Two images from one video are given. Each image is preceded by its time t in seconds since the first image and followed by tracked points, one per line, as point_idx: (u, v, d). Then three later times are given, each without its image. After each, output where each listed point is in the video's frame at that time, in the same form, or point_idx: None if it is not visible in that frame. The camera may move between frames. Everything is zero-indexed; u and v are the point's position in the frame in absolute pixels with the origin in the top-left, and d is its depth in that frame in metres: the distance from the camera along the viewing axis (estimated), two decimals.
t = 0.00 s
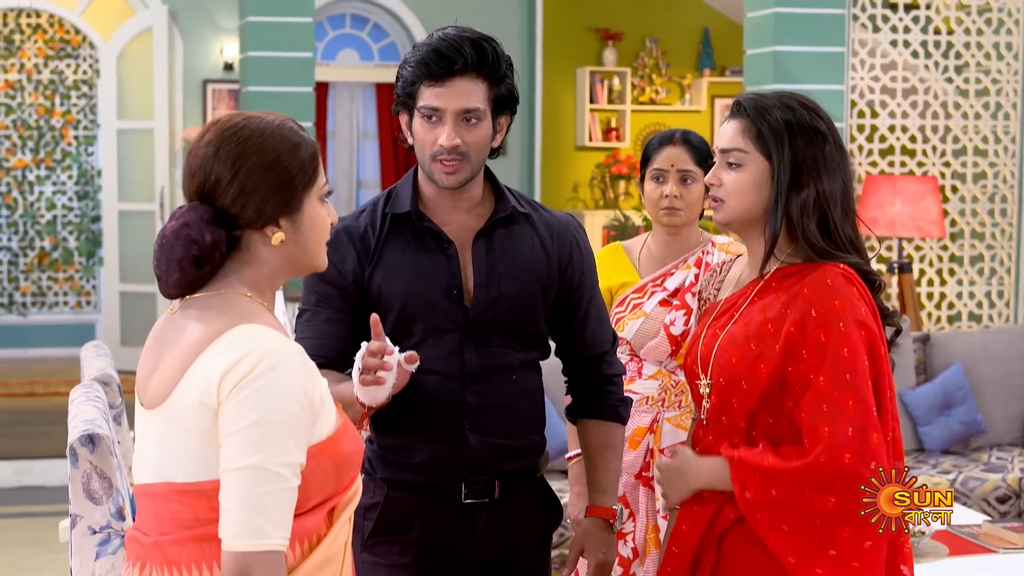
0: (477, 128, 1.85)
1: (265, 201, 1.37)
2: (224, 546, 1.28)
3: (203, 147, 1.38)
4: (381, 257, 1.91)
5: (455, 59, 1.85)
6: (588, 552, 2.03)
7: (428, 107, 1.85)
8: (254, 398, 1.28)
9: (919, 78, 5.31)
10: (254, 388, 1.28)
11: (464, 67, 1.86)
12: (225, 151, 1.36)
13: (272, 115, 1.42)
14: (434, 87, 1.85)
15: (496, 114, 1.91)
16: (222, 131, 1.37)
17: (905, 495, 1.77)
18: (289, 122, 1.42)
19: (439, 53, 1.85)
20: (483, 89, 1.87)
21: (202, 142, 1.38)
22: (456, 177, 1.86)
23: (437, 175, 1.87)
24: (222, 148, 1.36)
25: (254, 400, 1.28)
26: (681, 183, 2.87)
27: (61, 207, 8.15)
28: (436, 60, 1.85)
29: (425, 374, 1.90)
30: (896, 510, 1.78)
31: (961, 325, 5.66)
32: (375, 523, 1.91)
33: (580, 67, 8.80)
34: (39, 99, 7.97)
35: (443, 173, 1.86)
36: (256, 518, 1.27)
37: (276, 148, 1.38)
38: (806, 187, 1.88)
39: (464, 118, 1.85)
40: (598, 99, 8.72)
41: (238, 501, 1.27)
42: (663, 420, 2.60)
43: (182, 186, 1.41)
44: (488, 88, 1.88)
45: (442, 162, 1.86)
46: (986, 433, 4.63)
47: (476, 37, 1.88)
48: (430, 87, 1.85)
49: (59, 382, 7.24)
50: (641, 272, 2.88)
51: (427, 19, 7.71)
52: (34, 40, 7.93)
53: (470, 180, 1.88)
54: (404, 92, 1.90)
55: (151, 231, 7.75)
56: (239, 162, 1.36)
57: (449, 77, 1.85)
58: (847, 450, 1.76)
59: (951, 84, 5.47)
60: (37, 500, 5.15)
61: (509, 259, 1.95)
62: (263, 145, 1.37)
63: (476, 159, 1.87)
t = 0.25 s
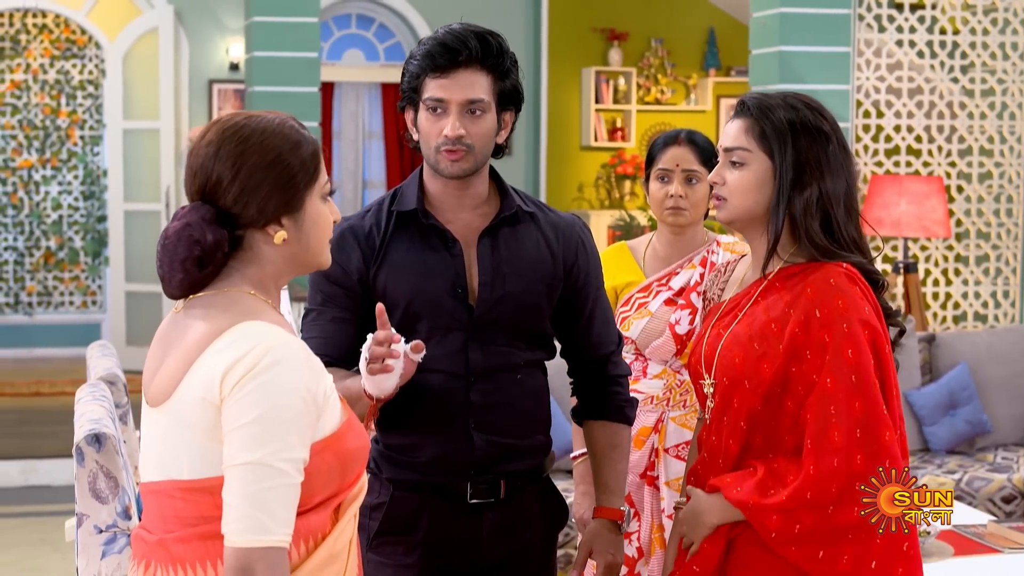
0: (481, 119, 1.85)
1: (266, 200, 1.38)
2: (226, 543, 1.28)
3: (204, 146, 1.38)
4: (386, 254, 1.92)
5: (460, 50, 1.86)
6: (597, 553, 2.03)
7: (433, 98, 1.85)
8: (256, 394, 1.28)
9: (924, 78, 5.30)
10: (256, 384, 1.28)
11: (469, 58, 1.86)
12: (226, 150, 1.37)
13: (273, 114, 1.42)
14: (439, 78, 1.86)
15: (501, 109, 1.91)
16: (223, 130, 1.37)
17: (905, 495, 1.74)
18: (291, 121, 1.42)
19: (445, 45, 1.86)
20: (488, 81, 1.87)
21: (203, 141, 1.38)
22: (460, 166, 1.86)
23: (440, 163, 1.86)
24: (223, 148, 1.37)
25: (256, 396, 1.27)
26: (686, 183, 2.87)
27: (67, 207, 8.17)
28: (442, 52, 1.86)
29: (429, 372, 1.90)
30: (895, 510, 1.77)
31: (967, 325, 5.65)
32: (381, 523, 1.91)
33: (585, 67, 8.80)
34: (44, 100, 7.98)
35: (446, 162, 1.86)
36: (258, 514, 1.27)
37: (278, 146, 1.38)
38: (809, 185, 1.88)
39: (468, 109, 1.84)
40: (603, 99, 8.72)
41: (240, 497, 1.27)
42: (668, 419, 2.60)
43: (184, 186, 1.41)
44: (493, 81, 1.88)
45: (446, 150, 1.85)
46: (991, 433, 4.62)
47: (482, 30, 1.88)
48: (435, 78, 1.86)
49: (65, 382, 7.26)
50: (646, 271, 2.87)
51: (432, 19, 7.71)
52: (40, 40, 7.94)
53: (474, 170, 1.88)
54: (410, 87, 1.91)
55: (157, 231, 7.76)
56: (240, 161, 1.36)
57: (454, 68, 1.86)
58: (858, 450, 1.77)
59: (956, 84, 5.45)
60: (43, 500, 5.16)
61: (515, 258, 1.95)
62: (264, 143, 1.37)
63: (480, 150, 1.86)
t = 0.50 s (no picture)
0: (485, 115, 1.85)
1: (271, 200, 1.37)
2: (229, 542, 1.27)
3: (210, 146, 1.38)
4: (388, 253, 1.92)
5: (465, 46, 1.86)
6: (596, 555, 2.03)
7: (437, 93, 1.85)
8: (260, 393, 1.27)
9: (927, 77, 5.30)
10: (259, 383, 1.28)
11: (473, 54, 1.87)
12: (231, 150, 1.37)
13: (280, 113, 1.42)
14: (443, 73, 1.86)
15: (505, 106, 1.91)
16: (229, 130, 1.37)
17: (905, 495, 1.73)
18: (298, 121, 1.42)
19: (450, 41, 1.86)
20: (492, 78, 1.87)
21: (209, 141, 1.38)
22: (462, 162, 1.86)
23: (443, 160, 1.86)
24: (229, 148, 1.37)
25: (260, 395, 1.27)
26: (688, 182, 2.87)
27: (71, 207, 8.17)
28: (448, 47, 1.86)
29: (430, 372, 1.90)
30: (895, 511, 1.76)
31: (970, 325, 5.64)
32: (383, 523, 1.91)
33: (588, 67, 8.80)
34: (48, 100, 7.99)
35: (449, 157, 1.86)
36: (260, 514, 1.27)
37: (283, 146, 1.38)
38: (809, 185, 1.87)
39: (472, 104, 1.85)
40: (607, 99, 8.72)
41: (244, 496, 1.26)
42: (671, 418, 2.60)
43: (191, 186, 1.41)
44: (497, 78, 1.89)
45: (449, 146, 1.85)
46: (994, 433, 4.61)
47: (487, 27, 1.89)
48: (440, 73, 1.86)
49: (68, 382, 7.27)
50: (648, 270, 2.86)
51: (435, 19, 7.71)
52: (43, 40, 7.95)
53: (477, 167, 1.88)
54: (415, 83, 1.91)
55: (160, 231, 7.77)
56: (245, 161, 1.37)
57: (458, 63, 1.86)
58: (856, 452, 1.76)
59: (959, 83, 5.45)
60: (46, 500, 5.16)
61: (517, 258, 1.95)
62: (269, 143, 1.37)
63: (483, 146, 1.86)
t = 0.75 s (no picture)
0: (488, 115, 1.85)
1: (285, 200, 1.37)
2: (231, 545, 1.28)
3: (227, 145, 1.39)
4: (390, 255, 1.92)
5: (467, 46, 1.86)
6: (592, 554, 2.02)
7: (440, 94, 1.85)
8: (268, 397, 1.27)
9: (930, 77, 5.29)
10: (267, 386, 1.28)
11: (477, 54, 1.87)
12: (246, 149, 1.37)
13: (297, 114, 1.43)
14: (447, 73, 1.86)
15: (507, 106, 1.91)
16: (245, 130, 1.38)
17: (904, 495, 1.72)
18: (314, 122, 1.42)
19: (453, 41, 1.86)
20: (495, 78, 1.87)
21: (225, 141, 1.39)
22: (466, 162, 1.86)
23: (446, 160, 1.87)
24: (244, 147, 1.37)
25: (267, 399, 1.27)
26: (690, 182, 2.86)
27: (73, 207, 8.18)
28: (451, 47, 1.86)
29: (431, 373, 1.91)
30: (896, 511, 1.74)
31: (972, 325, 5.64)
32: (384, 522, 1.91)
33: (591, 67, 8.80)
34: (51, 99, 8.00)
35: (453, 159, 1.86)
36: (264, 518, 1.27)
37: (298, 147, 1.38)
38: (809, 185, 1.87)
39: (474, 105, 1.85)
40: (609, 99, 8.72)
41: (246, 500, 1.26)
42: (672, 417, 2.60)
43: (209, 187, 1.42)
44: (500, 78, 1.89)
45: (452, 146, 1.85)
46: (996, 432, 4.61)
47: (490, 27, 1.89)
48: (442, 74, 1.86)
49: (71, 381, 7.27)
50: (650, 269, 2.87)
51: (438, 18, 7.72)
52: (46, 40, 7.95)
53: (481, 167, 1.88)
54: (417, 83, 1.91)
55: (163, 231, 7.77)
56: (259, 160, 1.37)
57: (461, 63, 1.86)
58: (857, 452, 1.76)
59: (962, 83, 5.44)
60: (49, 499, 5.16)
61: (518, 259, 1.95)
62: (285, 144, 1.37)
63: (487, 146, 1.86)
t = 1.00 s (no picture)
0: (489, 121, 1.85)
1: (294, 201, 1.36)
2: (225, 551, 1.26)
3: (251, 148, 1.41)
4: (391, 259, 1.93)
5: (468, 51, 1.86)
6: (595, 553, 2.03)
7: (441, 99, 1.85)
8: (268, 406, 1.26)
9: (931, 78, 5.29)
10: (268, 395, 1.27)
11: (478, 60, 1.86)
12: (260, 152, 1.38)
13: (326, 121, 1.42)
14: (447, 79, 1.86)
15: (507, 110, 1.91)
16: (267, 134, 1.39)
17: (904, 495, 1.70)
18: (336, 130, 1.39)
19: (452, 45, 1.86)
20: (495, 83, 1.87)
21: (252, 144, 1.42)
22: (467, 168, 1.87)
23: (448, 167, 1.87)
24: (259, 150, 1.38)
25: (266, 407, 1.26)
26: (691, 185, 2.86)
27: (75, 207, 8.18)
28: (450, 52, 1.85)
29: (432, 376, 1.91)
30: (896, 511, 1.71)
31: (973, 325, 5.64)
32: (386, 523, 1.91)
33: (592, 68, 8.80)
34: (52, 100, 8.00)
35: (454, 164, 1.87)
36: (258, 527, 1.25)
37: (308, 154, 1.36)
38: (810, 187, 1.87)
39: (475, 111, 1.85)
40: (610, 99, 8.72)
41: (241, 509, 1.25)
42: (671, 417, 2.61)
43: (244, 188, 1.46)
44: (500, 82, 1.89)
45: (453, 153, 1.86)
46: (997, 433, 4.61)
47: (489, 31, 1.88)
48: (442, 79, 1.86)
49: (72, 382, 7.27)
50: (648, 268, 2.88)
51: (439, 19, 7.72)
52: (48, 40, 7.95)
53: (482, 171, 1.89)
54: (416, 87, 1.90)
55: (164, 232, 7.78)
56: (269, 165, 1.37)
57: (462, 69, 1.86)
58: (857, 454, 1.75)
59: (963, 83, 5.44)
60: (50, 499, 5.16)
61: (518, 261, 1.96)
62: (304, 147, 1.37)
63: (489, 151, 1.87)
